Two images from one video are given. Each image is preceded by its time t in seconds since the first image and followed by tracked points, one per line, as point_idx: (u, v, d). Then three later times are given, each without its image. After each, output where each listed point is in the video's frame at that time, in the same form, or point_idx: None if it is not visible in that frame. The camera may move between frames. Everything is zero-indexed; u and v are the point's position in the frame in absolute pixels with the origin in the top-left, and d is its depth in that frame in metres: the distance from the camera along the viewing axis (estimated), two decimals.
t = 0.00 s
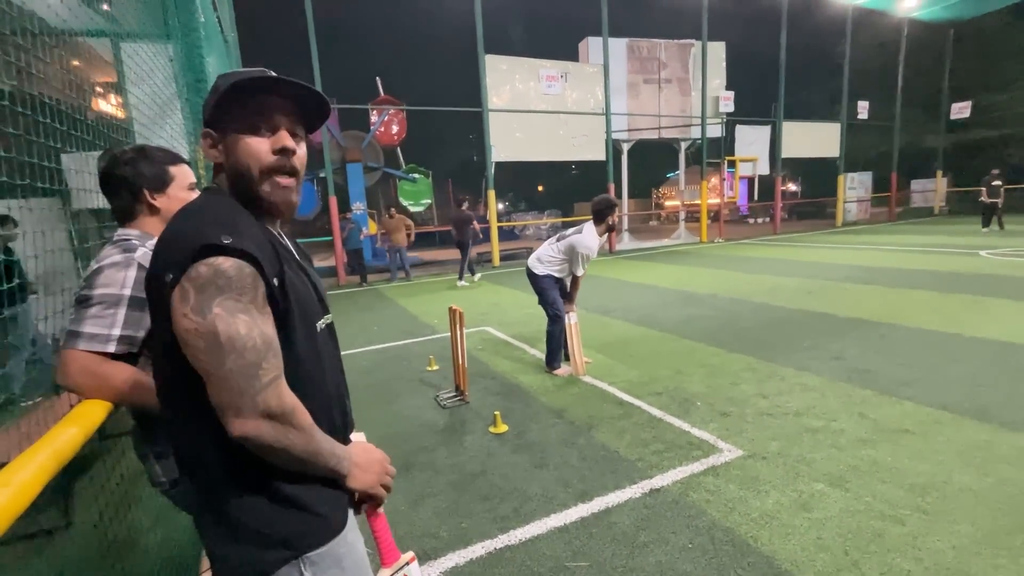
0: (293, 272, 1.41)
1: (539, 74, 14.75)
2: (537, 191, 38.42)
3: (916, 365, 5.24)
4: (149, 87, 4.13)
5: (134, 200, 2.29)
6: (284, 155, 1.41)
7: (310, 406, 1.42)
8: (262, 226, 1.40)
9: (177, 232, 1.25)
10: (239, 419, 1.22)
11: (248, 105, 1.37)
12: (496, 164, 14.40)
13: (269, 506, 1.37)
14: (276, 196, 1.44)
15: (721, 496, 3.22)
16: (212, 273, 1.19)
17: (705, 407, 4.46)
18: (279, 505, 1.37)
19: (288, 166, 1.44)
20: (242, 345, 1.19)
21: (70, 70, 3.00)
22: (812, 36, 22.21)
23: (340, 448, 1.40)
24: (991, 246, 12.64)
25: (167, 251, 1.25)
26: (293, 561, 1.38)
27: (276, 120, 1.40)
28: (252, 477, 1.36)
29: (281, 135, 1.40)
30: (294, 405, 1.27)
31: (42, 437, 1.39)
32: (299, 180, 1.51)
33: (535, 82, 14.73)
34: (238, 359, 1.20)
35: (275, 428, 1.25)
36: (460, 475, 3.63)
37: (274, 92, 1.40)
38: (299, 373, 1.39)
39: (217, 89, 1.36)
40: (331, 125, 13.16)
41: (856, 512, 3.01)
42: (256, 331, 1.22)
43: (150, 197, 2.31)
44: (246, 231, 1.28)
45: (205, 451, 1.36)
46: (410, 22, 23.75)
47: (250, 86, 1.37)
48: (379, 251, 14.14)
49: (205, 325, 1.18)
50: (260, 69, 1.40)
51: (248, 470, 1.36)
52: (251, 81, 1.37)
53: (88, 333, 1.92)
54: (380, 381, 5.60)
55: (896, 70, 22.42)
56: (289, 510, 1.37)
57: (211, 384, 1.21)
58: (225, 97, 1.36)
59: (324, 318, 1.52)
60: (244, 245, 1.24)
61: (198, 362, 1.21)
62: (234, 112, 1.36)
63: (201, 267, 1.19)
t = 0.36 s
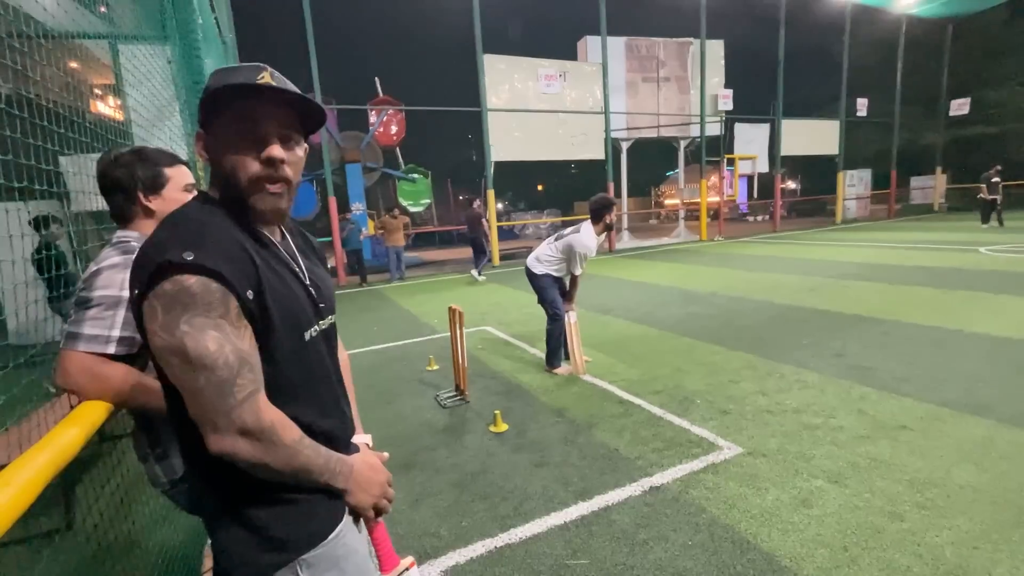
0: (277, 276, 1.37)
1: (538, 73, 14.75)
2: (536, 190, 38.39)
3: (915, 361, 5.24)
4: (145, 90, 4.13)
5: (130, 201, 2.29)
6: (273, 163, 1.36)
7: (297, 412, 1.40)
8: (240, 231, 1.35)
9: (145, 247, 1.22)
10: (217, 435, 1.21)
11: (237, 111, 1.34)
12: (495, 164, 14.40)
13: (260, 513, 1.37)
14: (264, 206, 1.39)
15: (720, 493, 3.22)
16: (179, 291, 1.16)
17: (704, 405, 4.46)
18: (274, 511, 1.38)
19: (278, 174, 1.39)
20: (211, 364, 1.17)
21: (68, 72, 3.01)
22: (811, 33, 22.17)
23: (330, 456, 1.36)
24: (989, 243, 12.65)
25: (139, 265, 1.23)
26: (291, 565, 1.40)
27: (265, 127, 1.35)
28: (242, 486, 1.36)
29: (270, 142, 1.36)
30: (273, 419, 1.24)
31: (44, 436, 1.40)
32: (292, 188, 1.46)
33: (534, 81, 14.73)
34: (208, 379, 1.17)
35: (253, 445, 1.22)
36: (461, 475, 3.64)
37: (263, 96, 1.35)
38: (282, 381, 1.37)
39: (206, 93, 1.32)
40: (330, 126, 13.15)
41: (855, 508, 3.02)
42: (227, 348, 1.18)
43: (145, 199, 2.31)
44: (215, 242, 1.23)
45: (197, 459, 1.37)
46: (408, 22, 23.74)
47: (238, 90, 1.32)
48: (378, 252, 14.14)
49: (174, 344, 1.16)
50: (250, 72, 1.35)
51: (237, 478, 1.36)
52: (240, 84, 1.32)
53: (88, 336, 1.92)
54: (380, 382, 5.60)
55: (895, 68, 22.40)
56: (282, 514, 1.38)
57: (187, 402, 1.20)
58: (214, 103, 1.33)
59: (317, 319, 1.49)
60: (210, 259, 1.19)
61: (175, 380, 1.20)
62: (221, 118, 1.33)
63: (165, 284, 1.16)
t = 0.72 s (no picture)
0: (291, 298, 1.20)
1: (533, 74, 14.77)
2: (532, 190, 38.43)
3: (909, 359, 5.28)
4: (139, 92, 4.12)
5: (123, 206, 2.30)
6: (273, 161, 1.21)
7: (316, 444, 1.25)
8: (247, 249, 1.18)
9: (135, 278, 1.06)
10: (228, 488, 1.08)
11: (231, 105, 1.19)
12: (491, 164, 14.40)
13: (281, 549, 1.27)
14: (265, 214, 1.24)
15: (716, 491, 3.25)
16: (177, 334, 1.00)
17: (700, 403, 4.49)
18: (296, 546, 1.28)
19: (281, 177, 1.24)
20: (216, 416, 1.02)
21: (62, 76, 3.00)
22: (804, 33, 22.31)
23: (356, 496, 1.23)
24: (981, 241, 12.76)
25: (133, 296, 1.08)
26: None
27: (263, 121, 1.20)
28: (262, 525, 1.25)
29: (270, 140, 1.22)
30: (290, 467, 1.10)
31: (44, 439, 1.41)
32: (298, 194, 1.31)
33: (529, 81, 14.74)
34: (213, 431, 1.03)
35: (270, 496, 1.09)
36: (459, 475, 3.64)
37: (261, 88, 1.20)
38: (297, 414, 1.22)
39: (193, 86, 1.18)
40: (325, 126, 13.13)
41: (850, 504, 3.05)
42: (232, 396, 1.03)
43: (138, 202, 2.32)
44: (220, 270, 1.06)
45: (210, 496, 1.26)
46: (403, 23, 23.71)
47: (231, 80, 1.17)
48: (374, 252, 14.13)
49: (175, 392, 1.02)
50: (243, 58, 1.19)
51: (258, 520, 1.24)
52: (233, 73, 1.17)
53: (86, 337, 1.92)
54: (377, 382, 5.60)
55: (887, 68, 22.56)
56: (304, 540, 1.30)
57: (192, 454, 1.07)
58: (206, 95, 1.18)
59: (334, 340, 1.33)
60: (213, 292, 1.02)
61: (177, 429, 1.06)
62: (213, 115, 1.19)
63: (162, 326, 1.00)
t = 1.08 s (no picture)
0: (288, 321, 1.03)
1: (522, 75, 14.80)
2: (522, 191, 38.48)
3: (895, 356, 5.36)
4: (122, 93, 4.09)
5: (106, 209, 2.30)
6: (275, 152, 1.08)
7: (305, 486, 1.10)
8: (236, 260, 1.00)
9: (94, 298, 0.87)
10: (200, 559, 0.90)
11: (222, 79, 1.03)
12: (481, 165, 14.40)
13: None
14: (266, 215, 1.10)
15: (707, 489, 3.27)
16: (142, 371, 0.82)
17: (692, 402, 4.53)
18: None
19: (284, 171, 1.11)
20: (187, 476, 0.84)
21: (44, 76, 2.96)
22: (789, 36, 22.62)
23: (359, 559, 1.04)
24: (963, 239, 12.99)
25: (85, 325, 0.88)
26: None
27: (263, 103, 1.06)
28: None
29: (271, 126, 1.08)
30: (276, 533, 0.92)
31: (29, 447, 1.38)
32: (300, 194, 1.16)
33: (518, 83, 14.76)
34: (182, 494, 0.84)
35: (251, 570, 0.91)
36: (452, 477, 3.63)
37: (258, 61, 1.05)
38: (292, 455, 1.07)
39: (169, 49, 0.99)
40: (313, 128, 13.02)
41: (839, 500, 3.09)
42: (209, 450, 0.85)
43: (122, 205, 2.31)
44: (202, 291, 0.87)
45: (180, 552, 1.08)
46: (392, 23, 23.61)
47: (220, 48, 1.01)
48: (364, 254, 14.07)
49: (137, 447, 0.83)
50: (230, 12, 1.00)
51: None
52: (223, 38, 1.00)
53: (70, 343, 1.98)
54: (368, 385, 5.56)
55: (870, 69, 22.95)
56: None
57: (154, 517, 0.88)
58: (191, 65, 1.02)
59: (333, 371, 1.15)
60: (189, 320, 0.83)
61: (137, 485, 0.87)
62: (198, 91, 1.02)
63: (127, 363, 0.82)
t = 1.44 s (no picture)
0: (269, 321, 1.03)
1: (502, 77, 14.83)
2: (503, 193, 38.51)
3: (866, 353, 5.52)
4: (88, 94, 4.01)
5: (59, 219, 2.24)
6: (258, 148, 1.07)
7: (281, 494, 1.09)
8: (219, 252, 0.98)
9: (73, 289, 0.82)
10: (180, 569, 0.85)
11: (203, 67, 1.02)
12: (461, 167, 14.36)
13: None
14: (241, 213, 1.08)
15: (686, 486, 3.32)
16: (129, 364, 0.78)
17: (670, 401, 4.59)
18: None
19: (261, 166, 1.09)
20: (182, 476, 0.82)
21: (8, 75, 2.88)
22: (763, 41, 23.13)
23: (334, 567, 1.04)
24: (930, 239, 13.44)
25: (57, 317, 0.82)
26: None
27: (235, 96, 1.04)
28: None
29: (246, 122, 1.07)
30: (266, 537, 0.91)
31: None
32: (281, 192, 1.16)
33: (498, 85, 14.79)
34: (174, 497, 0.82)
35: None
36: (433, 480, 3.61)
37: (231, 56, 1.04)
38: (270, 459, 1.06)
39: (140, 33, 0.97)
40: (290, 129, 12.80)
41: (812, 494, 3.17)
42: (206, 447, 0.84)
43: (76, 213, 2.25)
44: (200, 282, 0.86)
45: None
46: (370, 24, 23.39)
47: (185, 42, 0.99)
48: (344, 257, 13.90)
49: (124, 446, 0.79)
50: None
51: None
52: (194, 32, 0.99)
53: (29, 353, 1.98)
54: (347, 389, 5.49)
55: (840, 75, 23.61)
56: None
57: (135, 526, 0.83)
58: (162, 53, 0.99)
59: (308, 380, 1.17)
60: (187, 310, 0.82)
61: (117, 491, 0.83)
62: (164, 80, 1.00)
63: (111, 356, 0.78)
